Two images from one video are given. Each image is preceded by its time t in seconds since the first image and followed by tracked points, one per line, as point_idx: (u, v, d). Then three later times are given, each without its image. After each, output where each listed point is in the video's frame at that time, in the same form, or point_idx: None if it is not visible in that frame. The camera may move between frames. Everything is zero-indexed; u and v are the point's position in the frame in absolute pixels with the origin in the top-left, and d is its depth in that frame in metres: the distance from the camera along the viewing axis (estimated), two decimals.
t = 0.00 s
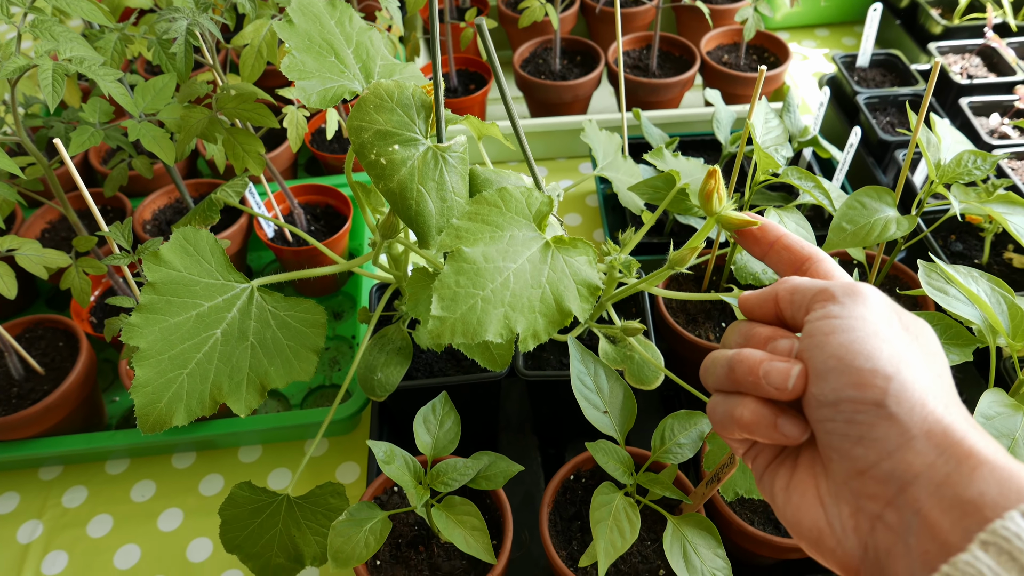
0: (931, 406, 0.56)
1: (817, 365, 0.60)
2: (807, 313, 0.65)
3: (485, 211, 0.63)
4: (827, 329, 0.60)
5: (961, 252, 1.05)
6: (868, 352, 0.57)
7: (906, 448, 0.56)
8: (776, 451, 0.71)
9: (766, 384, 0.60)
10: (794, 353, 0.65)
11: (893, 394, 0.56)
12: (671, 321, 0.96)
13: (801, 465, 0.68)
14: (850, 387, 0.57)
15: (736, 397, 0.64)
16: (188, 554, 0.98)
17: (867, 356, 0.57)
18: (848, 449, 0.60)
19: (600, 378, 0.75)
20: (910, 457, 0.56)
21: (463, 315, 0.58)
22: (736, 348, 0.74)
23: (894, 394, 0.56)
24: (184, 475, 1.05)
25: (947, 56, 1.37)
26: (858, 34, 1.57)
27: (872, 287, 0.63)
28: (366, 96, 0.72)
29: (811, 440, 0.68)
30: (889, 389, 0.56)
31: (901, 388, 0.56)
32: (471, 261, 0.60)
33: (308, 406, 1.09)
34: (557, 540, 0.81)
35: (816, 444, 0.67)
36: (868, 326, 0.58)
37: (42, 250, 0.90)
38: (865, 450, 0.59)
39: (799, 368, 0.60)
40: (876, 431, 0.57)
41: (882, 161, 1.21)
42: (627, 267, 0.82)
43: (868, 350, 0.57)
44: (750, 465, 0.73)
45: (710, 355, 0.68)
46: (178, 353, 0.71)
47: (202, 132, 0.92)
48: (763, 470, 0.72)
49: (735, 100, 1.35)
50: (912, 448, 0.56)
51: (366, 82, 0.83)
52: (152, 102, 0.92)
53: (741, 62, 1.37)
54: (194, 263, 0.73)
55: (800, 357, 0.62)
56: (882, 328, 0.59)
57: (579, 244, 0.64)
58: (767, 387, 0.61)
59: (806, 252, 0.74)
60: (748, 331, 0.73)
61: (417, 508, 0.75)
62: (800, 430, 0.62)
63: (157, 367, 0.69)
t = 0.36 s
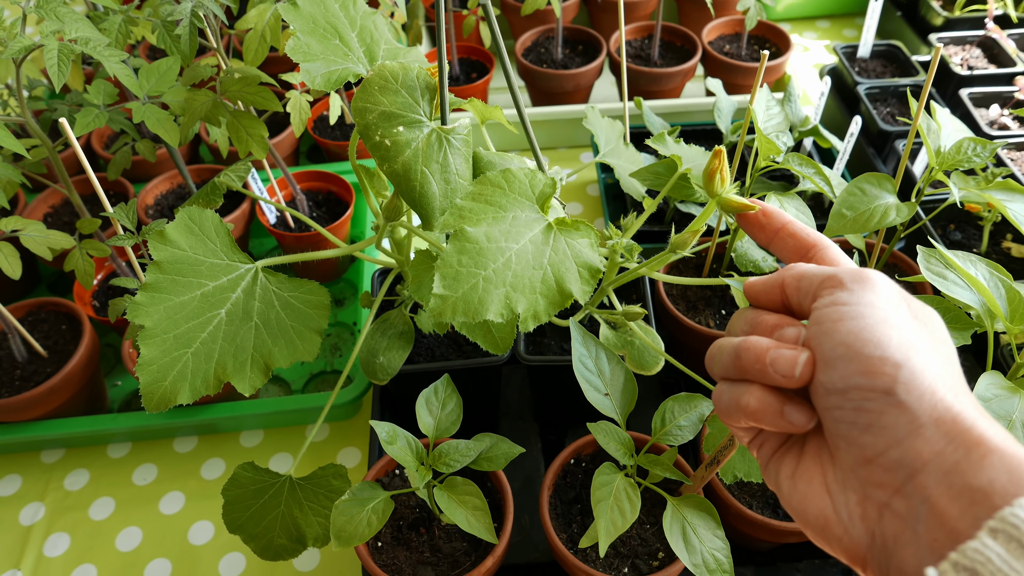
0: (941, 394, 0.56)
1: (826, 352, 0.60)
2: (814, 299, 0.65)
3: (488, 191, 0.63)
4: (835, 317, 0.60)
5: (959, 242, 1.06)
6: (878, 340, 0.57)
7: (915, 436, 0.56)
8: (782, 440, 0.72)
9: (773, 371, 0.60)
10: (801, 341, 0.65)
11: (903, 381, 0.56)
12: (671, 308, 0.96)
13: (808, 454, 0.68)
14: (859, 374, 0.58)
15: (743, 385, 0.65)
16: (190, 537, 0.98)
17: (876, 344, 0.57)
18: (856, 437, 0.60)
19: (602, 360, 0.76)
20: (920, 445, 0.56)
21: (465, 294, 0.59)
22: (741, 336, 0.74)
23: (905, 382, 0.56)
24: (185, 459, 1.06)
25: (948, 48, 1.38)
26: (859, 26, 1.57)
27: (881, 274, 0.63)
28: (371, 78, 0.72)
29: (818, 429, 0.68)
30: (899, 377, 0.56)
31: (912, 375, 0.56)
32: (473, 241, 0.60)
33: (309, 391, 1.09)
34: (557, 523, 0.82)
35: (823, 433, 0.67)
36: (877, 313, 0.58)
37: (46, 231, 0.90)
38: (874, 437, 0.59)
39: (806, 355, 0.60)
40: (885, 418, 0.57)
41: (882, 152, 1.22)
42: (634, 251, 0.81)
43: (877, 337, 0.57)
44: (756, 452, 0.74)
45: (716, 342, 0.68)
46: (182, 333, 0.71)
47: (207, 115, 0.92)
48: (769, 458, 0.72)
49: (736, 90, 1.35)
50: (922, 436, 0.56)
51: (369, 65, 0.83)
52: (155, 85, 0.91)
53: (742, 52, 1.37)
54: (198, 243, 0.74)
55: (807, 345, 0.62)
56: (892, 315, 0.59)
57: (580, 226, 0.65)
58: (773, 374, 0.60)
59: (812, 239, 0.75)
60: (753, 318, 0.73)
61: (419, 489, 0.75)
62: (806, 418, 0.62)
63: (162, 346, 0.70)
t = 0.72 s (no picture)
0: (947, 389, 0.56)
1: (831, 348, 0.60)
2: (814, 290, 0.65)
3: (535, 166, 0.63)
4: (838, 311, 0.59)
5: (954, 233, 1.07)
6: (883, 336, 0.57)
7: (922, 432, 0.57)
8: (786, 435, 0.72)
9: (777, 367, 0.60)
10: (806, 336, 0.66)
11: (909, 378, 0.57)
12: (668, 297, 0.96)
13: (814, 449, 0.69)
14: (864, 371, 0.58)
15: (747, 381, 0.64)
16: (190, 524, 0.99)
17: (880, 339, 0.57)
18: (862, 433, 0.61)
19: (598, 346, 0.76)
20: (926, 441, 0.57)
21: (551, 264, 0.59)
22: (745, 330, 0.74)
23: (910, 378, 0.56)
24: (185, 447, 1.06)
25: (944, 42, 1.39)
26: (856, 21, 1.58)
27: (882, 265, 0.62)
28: (371, 65, 0.73)
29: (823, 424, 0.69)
30: (905, 373, 0.56)
31: (918, 371, 0.56)
32: (542, 213, 0.60)
33: (309, 380, 1.10)
34: (555, 508, 0.82)
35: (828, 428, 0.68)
36: (881, 308, 0.58)
37: (47, 218, 0.91)
38: (881, 434, 0.60)
39: (810, 350, 0.60)
40: (891, 414, 0.58)
41: (879, 145, 1.23)
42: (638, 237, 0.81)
43: (881, 332, 0.57)
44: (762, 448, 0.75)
45: (720, 338, 0.67)
46: (184, 316, 0.72)
47: (207, 104, 0.93)
48: (774, 454, 0.73)
49: (734, 83, 1.36)
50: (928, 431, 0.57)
51: (369, 54, 0.84)
52: (157, 74, 0.93)
53: (740, 46, 1.38)
54: (200, 228, 0.74)
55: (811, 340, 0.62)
56: (895, 309, 0.58)
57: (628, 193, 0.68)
58: (777, 370, 0.60)
59: (813, 232, 0.75)
60: (757, 313, 0.73)
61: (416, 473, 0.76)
62: (811, 413, 0.62)
63: (164, 329, 0.71)
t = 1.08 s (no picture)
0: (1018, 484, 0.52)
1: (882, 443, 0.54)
2: (849, 350, 0.57)
3: (527, 154, 0.66)
4: (883, 396, 0.53)
5: (958, 222, 1.07)
6: (940, 434, 0.51)
7: (994, 547, 0.53)
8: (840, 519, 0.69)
9: (819, 455, 0.56)
10: (849, 413, 0.58)
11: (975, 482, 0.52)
12: (672, 285, 0.95)
13: (873, 542, 0.65)
14: (921, 475, 0.53)
15: (788, 464, 0.61)
16: (194, 507, 0.99)
17: (938, 438, 0.51)
18: (928, 542, 0.57)
19: (602, 329, 0.76)
20: (1000, 557, 0.53)
21: (520, 254, 0.58)
22: (780, 390, 0.64)
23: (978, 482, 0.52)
24: (190, 432, 1.07)
25: (948, 35, 1.39)
26: (860, 15, 1.58)
27: (925, 316, 0.54)
28: (376, 48, 0.73)
29: (882, 512, 0.65)
30: (970, 477, 0.52)
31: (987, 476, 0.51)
32: (523, 203, 0.60)
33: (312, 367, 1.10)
34: (558, 491, 0.82)
35: (889, 519, 0.64)
36: (934, 390, 0.52)
37: (54, 202, 0.91)
38: (947, 544, 0.55)
39: (854, 437, 0.55)
40: (955, 525, 0.54)
41: (883, 136, 1.23)
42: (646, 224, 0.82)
43: (938, 425, 0.51)
44: (817, 527, 0.72)
45: (751, 409, 0.63)
46: (189, 296, 0.72)
47: (213, 89, 0.93)
48: (828, 535, 0.70)
49: (738, 76, 1.36)
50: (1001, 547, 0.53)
51: (374, 39, 0.84)
52: (163, 59, 0.94)
53: (744, 38, 1.38)
54: (206, 208, 0.75)
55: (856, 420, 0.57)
56: (954, 391, 0.51)
57: (618, 185, 0.68)
58: (819, 459, 0.56)
59: (842, 275, 0.64)
60: (791, 371, 0.63)
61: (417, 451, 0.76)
62: (864, 503, 0.59)
63: (169, 308, 0.71)
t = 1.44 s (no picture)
0: None
1: None
2: None
3: (523, 77, 0.63)
4: None
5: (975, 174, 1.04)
6: None
7: None
8: None
9: None
10: None
11: None
12: (681, 235, 0.93)
13: None
14: None
15: None
16: (195, 460, 0.98)
17: None
18: None
19: (609, 271, 0.74)
20: None
21: (498, 172, 0.58)
22: None
23: None
24: (191, 386, 1.06)
25: None
26: None
27: None
28: None
29: None
30: None
31: None
32: (509, 121, 0.59)
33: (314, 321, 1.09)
34: (563, 439, 0.81)
35: None
36: None
37: (48, 146, 0.89)
38: None
39: None
40: None
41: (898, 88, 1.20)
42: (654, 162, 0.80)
43: None
44: None
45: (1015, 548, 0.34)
46: (184, 235, 0.71)
47: (208, 30, 0.90)
48: None
49: (750, 28, 1.32)
50: None
51: None
52: None
53: None
54: (200, 144, 0.73)
55: None
56: None
57: (614, 116, 0.65)
58: None
59: None
60: None
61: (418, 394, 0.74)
62: None
63: (164, 247, 0.69)
